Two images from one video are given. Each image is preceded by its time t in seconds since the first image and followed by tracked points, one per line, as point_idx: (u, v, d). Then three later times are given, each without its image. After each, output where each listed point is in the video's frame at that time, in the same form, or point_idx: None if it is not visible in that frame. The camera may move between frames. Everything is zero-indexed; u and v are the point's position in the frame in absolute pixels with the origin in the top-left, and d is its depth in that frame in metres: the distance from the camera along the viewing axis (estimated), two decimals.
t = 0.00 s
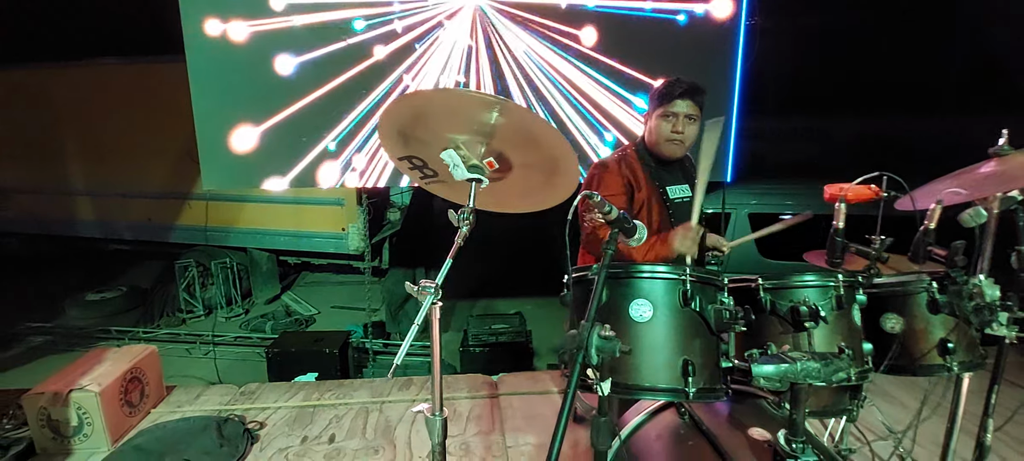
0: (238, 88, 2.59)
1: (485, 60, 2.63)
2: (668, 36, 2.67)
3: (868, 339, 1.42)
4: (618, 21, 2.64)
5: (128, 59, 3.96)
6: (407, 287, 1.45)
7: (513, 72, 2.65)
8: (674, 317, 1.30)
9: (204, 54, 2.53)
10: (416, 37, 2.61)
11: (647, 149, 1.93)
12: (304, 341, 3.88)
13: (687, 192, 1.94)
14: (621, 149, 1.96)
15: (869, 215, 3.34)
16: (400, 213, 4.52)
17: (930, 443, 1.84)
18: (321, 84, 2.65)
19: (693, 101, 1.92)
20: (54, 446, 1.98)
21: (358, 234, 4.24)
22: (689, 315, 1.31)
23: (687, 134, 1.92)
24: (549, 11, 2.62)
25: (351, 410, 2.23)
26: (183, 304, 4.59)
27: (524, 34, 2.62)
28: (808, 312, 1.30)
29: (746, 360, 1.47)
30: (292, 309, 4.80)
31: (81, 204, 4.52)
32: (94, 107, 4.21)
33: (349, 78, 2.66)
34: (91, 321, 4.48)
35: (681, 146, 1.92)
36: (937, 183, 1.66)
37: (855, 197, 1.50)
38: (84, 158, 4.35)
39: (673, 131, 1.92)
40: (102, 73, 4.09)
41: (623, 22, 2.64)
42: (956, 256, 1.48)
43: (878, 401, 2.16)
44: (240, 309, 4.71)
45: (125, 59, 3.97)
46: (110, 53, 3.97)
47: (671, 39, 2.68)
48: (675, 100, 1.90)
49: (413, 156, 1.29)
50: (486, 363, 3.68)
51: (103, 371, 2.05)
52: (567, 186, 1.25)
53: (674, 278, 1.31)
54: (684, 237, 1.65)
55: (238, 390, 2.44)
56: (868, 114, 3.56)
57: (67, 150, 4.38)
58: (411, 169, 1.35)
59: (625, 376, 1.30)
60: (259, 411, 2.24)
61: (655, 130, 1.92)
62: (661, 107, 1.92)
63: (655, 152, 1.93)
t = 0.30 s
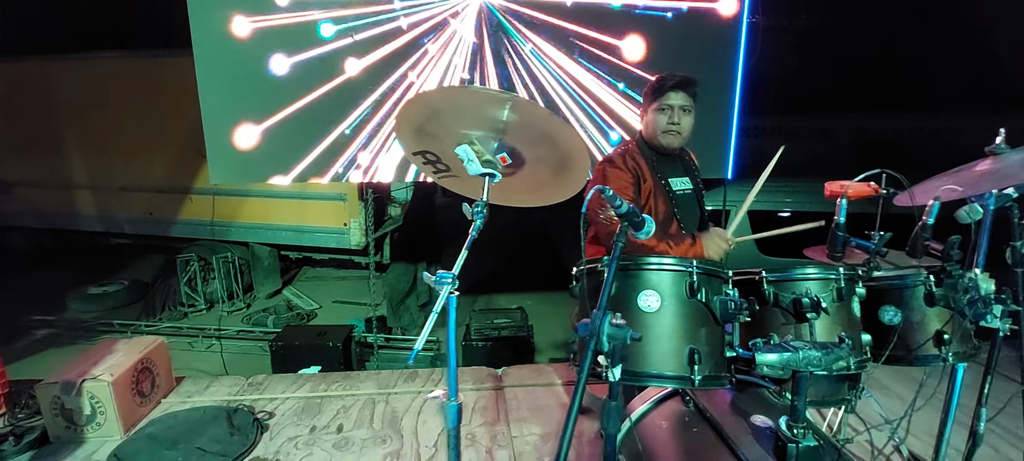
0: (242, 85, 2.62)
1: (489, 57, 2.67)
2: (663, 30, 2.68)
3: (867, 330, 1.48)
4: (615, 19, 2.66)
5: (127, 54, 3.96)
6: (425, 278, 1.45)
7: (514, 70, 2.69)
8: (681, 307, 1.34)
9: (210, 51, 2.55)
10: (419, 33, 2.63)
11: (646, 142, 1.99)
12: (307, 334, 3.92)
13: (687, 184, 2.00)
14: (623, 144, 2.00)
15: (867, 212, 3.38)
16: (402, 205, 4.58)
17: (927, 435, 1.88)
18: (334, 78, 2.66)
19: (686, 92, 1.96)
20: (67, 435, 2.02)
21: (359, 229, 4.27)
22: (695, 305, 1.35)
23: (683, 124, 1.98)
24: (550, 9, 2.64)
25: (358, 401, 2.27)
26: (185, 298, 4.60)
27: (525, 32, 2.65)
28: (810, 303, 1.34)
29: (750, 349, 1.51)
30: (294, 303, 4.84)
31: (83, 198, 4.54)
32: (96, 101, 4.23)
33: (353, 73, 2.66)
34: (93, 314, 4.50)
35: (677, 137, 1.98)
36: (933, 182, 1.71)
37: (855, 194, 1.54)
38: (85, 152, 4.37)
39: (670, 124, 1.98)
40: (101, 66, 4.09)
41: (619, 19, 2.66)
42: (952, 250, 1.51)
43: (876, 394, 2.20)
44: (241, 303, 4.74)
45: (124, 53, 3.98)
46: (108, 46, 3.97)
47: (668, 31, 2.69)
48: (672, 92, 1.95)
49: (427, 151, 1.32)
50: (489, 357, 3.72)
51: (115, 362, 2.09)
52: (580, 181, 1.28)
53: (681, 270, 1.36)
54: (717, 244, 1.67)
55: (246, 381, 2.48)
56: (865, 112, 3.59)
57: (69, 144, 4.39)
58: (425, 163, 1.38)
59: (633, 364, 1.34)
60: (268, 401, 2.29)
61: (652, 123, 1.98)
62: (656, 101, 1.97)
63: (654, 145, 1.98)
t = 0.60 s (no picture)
0: (254, 81, 2.63)
1: (499, 56, 2.67)
2: (669, 27, 2.70)
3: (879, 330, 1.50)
4: (621, 16, 2.67)
5: (137, 48, 4.01)
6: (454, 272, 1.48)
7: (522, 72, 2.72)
8: (700, 303, 1.39)
9: (225, 45, 2.57)
10: (431, 31, 2.64)
11: (664, 144, 2.02)
12: (314, 331, 3.94)
13: (701, 187, 2.04)
14: (640, 147, 2.04)
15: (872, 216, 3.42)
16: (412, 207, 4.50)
17: (932, 436, 1.91)
18: (345, 76, 2.68)
19: (705, 96, 1.95)
20: (81, 425, 2.03)
21: (363, 226, 4.26)
22: (714, 302, 1.41)
23: (704, 127, 1.99)
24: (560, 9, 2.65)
25: (370, 396, 2.32)
26: (189, 293, 4.66)
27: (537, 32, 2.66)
28: (825, 301, 1.42)
29: (767, 346, 1.50)
30: (297, 299, 4.87)
31: (86, 192, 4.56)
32: (101, 96, 4.25)
33: (365, 71, 2.67)
34: (95, 308, 4.51)
35: (698, 140, 1.99)
36: (944, 186, 1.73)
37: (868, 199, 1.57)
38: (89, 147, 4.40)
39: (690, 126, 1.98)
40: (109, 60, 4.12)
41: (628, 18, 2.68)
42: (963, 252, 1.59)
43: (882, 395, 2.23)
44: (246, 299, 4.75)
45: (133, 47, 4.02)
46: (117, 40, 4.01)
47: (674, 28, 2.71)
48: (692, 95, 1.93)
49: (453, 148, 1.35)
50: (494, 355, 3.76)
51: (130, 353, 2.11)
52: (603, 179, 1.30)
53: (700, 268, 1.41)
54: (751, 251, 1.72)
55: (258, 374, 2.52)
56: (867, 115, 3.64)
57: (73, 138, 4.42)
58: (449, 161, 1.41)
59: (653, 358, 1.40)
60: (280, 395, 2.33)
61: (671, 124, 1.99)
62: (675, 106, 1.97)
63: (673, 147, 2.01)
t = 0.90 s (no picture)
0: (304, 87, 2.63)
1: (546, 60, 2.58)
2: (735, 23, 2.47)
3: (956, 328, 1.48)
4: (679, 14, 2.48)
5: (194, 56, 4.24)
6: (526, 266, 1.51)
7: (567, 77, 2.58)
8: (770, 300, 1.43)
9: (283, 46, 2.58)
10: (480, 35, 2.59)
11: (724, 144, 2.02)
12: (360, 328, 4.05)
13: (759, 188, 2.02)
14: (697, 145, 2.06)
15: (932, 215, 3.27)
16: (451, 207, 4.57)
17: (1007, 445, 1.82)
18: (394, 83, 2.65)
19: (778, 102, 1.90)
20: (155, 413, 2.15)
21: (405, 227, 4.36)
22: (785, 298, 1.44)
23: (770, 133, 1.96)
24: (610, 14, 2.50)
25: (422, 390, 2.38)
26: (240, 291, 4.88)
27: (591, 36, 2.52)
28: (902, 299, 1.42)
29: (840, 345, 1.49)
30: (342, 297, 5.00)
31: (146, 194, 4.82)
32: (160, 104, 4.49)
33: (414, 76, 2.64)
34: (155, 304, 4.76)
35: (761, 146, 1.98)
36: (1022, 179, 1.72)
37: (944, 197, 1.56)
38: (150, 152, 4.65)
39: (756, 130, 1.96)
40: (167, 69, 4.36)
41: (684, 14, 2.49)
42: None
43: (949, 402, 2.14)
44: (293, 296, 4.93)
45: (190, 56, 4.25)
46: (175, 49, 4.25)
47: (743, 17, 2.47)
48: (764, 101, 1.88)
49: (519, 147, 1.36)
50: (536, 354, 3.78)
51: (200, 346, 2.25)
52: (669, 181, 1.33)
53: (770, 264, 1.44)
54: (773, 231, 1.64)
55: (315, 368, 2.62)
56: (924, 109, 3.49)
57: (135, 144, 4.68)
58: (514, 160, 1.41)
59: (725, 354, 1.45)
60: (337, 388, 2.43)
61: (738, 126, 1.96)
62: (744, 108, 1.92)
63: (733, 148, 2.01)
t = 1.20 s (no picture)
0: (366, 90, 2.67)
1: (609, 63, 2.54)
2: (804, 22, 2.39)
3: None
4: (755, 13, 2.40)
5: (263, 61, 4.53)
6: (605, 264, 1.52)
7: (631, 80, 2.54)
8: (858, 307, 1.41)
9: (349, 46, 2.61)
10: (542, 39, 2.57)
11: (795, 142, 1.95)
12: (413, 323, 4.16)
13: (833, 186, 1.94)
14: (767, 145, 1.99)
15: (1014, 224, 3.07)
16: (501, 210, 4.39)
17: None
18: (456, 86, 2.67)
19: (846, 91, 1.84)
20: (231, 395, 2.29)
21: (454, 225, 4.40)
22: (874, 305, 1.41)
23: (843, 124, 1.88)
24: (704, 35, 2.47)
25: (478, 386, 2.43)
26: (298, 284, 5.09)
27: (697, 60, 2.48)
28: (1003, 310, 1.46)
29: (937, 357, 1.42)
30: (393, 294, 5.14)
31: (214, 190, 5.11)
32: (229, 105, 4.76)
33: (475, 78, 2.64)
34: (221, 294, 4.99)
35: (834, 138, 1.90)
36: None
37: None
38: (219, 150, 4.93)
39: (828, 123, 1.89)
40: (237, 72, 4.65)
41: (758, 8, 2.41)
42: None
43: None
44: (347, 291, 5.10)
45: (259, 60, 4.52)
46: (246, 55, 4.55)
47: (816, 14, 2.38)
48: (836, 93, 1.82)
49: (595, 147, 1.38)
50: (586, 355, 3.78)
51: (273, 334, 2.38)
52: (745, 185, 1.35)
53: (857, 269, 1.43)
54: (875, 238, 1.68)
55: (374, 359, 2.72)
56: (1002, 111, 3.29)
57: (204, 143, 4.97)
58: (587, 159, 1.44)
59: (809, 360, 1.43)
60: (397, 380, 2.51)
61: (809, 121, 1.89)
62: (815, 102, 1.86)
63: (803, 144, 1.94)
